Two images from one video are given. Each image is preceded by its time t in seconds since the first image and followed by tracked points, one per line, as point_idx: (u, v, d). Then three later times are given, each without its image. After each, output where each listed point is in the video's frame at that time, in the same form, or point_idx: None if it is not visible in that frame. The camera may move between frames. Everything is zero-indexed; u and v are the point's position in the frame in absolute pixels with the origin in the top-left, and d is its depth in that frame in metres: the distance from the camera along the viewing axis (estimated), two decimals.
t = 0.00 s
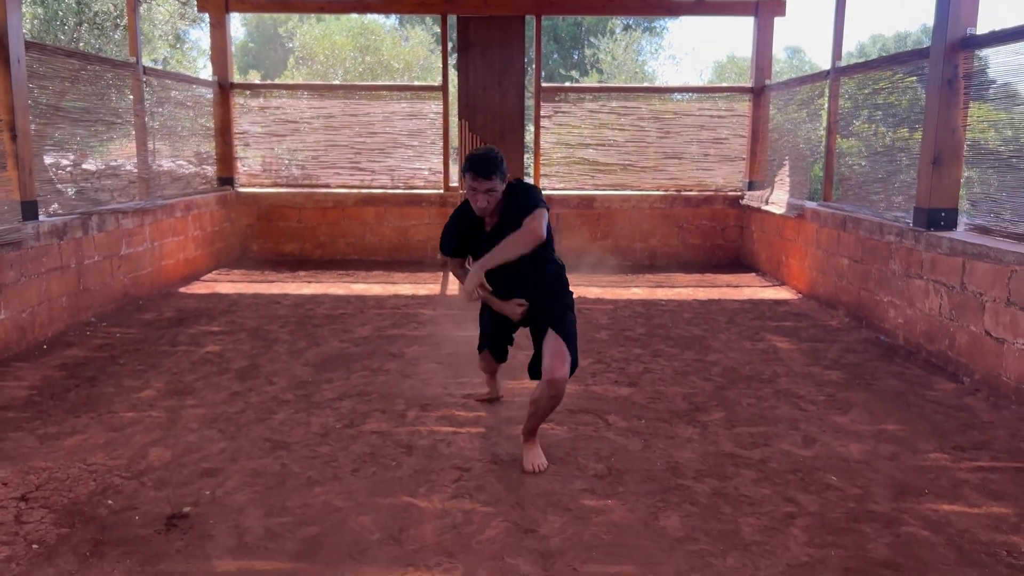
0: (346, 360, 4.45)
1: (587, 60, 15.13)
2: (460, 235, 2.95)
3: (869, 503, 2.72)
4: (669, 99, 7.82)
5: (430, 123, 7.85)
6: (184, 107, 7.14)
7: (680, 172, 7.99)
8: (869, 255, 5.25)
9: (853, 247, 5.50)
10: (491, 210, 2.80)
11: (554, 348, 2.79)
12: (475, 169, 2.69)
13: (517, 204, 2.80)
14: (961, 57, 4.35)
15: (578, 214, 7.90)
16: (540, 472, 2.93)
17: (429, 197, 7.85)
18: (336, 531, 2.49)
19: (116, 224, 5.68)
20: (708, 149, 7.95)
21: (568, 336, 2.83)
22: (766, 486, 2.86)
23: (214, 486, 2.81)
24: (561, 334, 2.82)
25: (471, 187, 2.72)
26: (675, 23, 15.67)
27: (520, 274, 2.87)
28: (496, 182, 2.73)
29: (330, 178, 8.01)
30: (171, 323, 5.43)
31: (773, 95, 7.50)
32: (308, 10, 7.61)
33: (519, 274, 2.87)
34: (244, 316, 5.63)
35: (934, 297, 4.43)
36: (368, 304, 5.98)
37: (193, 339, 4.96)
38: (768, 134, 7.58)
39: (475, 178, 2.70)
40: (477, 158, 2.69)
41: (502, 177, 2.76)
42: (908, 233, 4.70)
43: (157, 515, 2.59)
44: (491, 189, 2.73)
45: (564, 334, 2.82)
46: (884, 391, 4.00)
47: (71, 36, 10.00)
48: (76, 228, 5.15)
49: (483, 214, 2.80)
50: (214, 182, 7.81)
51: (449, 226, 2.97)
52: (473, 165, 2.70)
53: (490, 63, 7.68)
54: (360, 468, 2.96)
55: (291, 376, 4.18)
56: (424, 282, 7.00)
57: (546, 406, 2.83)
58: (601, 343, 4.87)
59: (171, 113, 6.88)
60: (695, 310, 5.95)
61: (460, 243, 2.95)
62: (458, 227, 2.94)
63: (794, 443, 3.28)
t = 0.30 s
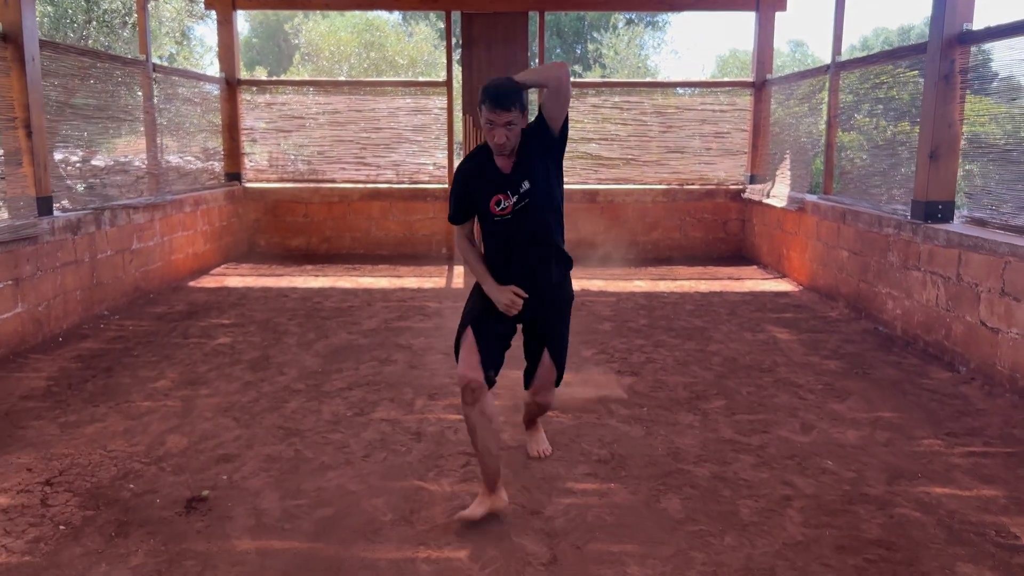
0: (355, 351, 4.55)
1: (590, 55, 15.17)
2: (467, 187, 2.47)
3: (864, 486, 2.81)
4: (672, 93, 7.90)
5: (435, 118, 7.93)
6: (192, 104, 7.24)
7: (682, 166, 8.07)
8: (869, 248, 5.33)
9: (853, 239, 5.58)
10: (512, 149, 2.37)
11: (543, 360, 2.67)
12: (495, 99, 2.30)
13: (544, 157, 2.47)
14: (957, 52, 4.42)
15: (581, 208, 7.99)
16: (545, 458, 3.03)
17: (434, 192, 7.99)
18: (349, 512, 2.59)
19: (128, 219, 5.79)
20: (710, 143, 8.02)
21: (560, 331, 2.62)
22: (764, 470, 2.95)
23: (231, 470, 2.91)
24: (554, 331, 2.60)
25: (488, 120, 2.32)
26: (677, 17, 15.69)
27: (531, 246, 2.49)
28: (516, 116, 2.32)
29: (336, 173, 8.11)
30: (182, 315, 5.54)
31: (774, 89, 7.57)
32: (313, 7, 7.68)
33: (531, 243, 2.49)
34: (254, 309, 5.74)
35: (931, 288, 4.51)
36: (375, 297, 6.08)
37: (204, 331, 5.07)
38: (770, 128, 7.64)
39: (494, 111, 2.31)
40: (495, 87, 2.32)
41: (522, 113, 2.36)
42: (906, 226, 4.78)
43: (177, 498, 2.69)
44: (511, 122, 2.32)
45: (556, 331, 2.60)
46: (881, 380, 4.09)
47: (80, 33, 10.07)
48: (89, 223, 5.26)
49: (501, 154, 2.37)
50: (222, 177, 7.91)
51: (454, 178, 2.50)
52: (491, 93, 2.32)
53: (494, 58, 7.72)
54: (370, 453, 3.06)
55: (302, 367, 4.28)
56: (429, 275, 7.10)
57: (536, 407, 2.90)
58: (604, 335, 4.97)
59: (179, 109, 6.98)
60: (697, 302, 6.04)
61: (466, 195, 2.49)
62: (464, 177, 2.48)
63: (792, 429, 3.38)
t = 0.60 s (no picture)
0: (362, 339, 4.74)
1: (590, 52, 15.31)
2: (446, 154, 2.05)
3: (842, 461, 2.99)
4: (671, 90, 8.07)
5: (438, 114, 8.12)
6: (201, 101, 7.42)
7: (681, 161, 8.23)
8: (858, 239, 5.50)
9: (844, 231, 5.75)
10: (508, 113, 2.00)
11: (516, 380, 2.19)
12: (488, 54, 1.96)
13: (540, 130, 2.09)
14: (942, 50, 4.59)
15: (580, 202, 8.17)
16: (542, 435, 3.22)
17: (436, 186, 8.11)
18: (359, 483, 2.77)
19: (141, 213, 5.98)
20: (708, 138, 8.18)
21: (536, 349, 2.17)
22: (749, 446, 3.13)
23: (247, 446, 3.10)
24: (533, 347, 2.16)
25: (482, 77, 1.97)
26: (677, 14, 15.81)
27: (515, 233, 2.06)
28: (514, 72, 1.98)
29: (340, 168, 8.27)
30: (194, 306, 5.73)
31: (770, 86, 7.72)
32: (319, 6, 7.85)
33: (516, 225, 2.05)
34: (263, 300, 5.93)
35: (916, 278, 4.68)
36: (380, 289, 6.27)
37: (216, 321, 5.27)
38: (766, 123, 7.80)
39: (488, 65, 1.96)
40: (489, 39, 1.98)
41: (520, 71, 2.01)
42: (893, 218, 4.95)
43: (199, 470, 2.88)
44: (507, 80, 1.97)
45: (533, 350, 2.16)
46: (867, 365, 4.26)
47: (91, 32, 10.26)
48: (105, 216, 5.45)
49: (495, 117, 1.99)
50: (230, 173, 8.10)
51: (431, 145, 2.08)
52: (486, 45, 1.98)
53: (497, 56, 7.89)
54: (378, 431, 3.25)
55: (311, 353, 4.47)
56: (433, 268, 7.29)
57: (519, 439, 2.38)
58: (601, 323, 5.15)
59: (188, 106, 7.16)
60: (692, 293, 6.22)
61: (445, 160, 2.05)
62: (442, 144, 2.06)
63: (778, 410, 3.56)
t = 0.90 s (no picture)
0: (370, 322, 5.00)
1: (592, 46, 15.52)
2: (440, 169, 1.98)
3: (815, 429, 3.24)
4: (669, 84, 8.30)
5: (442, 108, 8.38)
6: (213, 95, 7.67)
7: (678, 153, 8.47)
8: (845, 228, 5.74)
9: (832, 221, 5.98)
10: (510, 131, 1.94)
11: (517, 401, 1.84)
12: (490, 65, 1.90)
13: (541, 153, 1.98)
14: (923, 48, 4.82)
15: (581, 194, 8.36)
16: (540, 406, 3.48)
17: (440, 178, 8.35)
18: (371, 446, 3.03)
19: (158, 203, 6.24)
20: (705, 131, 8.41)
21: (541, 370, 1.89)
22: (730, 416, 3.39)
23: (267, 415, 3.37)
24: (535, 374, 1.88)
25: (484, 90, 1.91)
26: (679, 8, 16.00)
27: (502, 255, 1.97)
28: (518, 85, 1.91)
29: (348, 160, 8.54)
30: (209, 291, 6.00)
31: (765, 81, 7.94)
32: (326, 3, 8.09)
33: (508, 247, 1.97)
34: (275, 286, 6.19)
35: (897, 264, 4.93)
36: (387, 276, 6.52)
37: (231, 305, 5.53)
38: (762, 117, 8.02)
39: (491, 78, 1.90)
40: (494, 50, 1.92)
41: (524, 83, 1.94)
42: (877, 207, 5.19)
43: (224, 435, 3.15)
44: (511, 94, 1.91)
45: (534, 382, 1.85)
46: (848, 346, 4.51)
47: (106, 28, 10.52)
48: (124, 205, 5.71)
49: (497, 136, 1.94)
50: (241, 165, 8.36)
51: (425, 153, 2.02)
52: (488, 55, 1.91)
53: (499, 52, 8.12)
54: (387, 402, 3.51)
55: (323, 334, 4.74)
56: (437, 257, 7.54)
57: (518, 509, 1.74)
58: (598, 308, 5.40)
59: (200, 100, 7.42)
60: (687, 281, 6.46)
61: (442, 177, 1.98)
62: (438, 155, 2.00)
63: (760, 385, 3.81)
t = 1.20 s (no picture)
0: (383, 302, 5.30)
1: (595, 40, 15.76)
2: (459, 241, 2.03)
3: (796, 394, 3.55)
4: (670, 77, 8.58)
5: (449, 100, 8.65)
6: (227, 87, 7.95)
7: (678, 144, 8.75)
8: (834, 216, 6.02)
9: (822, 209, 6.27)
10: (521, 200, 1.95)
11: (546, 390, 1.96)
12: (502, 132, 1.88)
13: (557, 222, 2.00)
14: (907, 44, 5.07)
15: (583, 184, 8.61)
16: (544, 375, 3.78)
17: (447, 168, 8.63)
18: (391, 407, 3.34)
19: (179, 190, 6.54)
20: (703, 123, 8.69)
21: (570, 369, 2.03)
22: (719, 384, 3.69)
23: (294, 380, 3.68)
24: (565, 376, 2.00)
25: (495, 156, 1.90)
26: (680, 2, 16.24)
27: (529, 316, 2.09)
28: (530, 152, 1.90)
29: (358, 150, 8.84)
30: (229, 274, 6.30)
31: (761, 74, 8.20)
32: None
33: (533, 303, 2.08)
34: (290, 270, 6.49)
35: (881, 249, 5.21)
36: (397, 261, 6.81)
37: (251, 287, 5.83)
38: (758, 109, 8.30)
39: (503, 143, 1.89)
40: (508, 113, 1.90)
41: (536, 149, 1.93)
42: (864, 195, 5.48)
43: (257, 398, 3.45)
44: (523, 161, 1.90)
45: (563, 379, 1.98)
46: (833, 325, 4.80)
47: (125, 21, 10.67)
48: (148, 191, 6.01)
49: (508, 202, 1.94)
50: (254, 154, 8.64)
51: (442, 217, 2.04)
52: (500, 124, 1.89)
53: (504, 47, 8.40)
54: (404, 370, 3.82)
55: (340, 313, 5.04)
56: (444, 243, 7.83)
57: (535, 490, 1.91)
58: (599, 290, 5.69)
59: (216, 92, 7.70)
60: (684, 266, 6.74)
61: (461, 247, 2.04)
62: (456, 224, 2.03)
63: (749, 358, 4.10)
